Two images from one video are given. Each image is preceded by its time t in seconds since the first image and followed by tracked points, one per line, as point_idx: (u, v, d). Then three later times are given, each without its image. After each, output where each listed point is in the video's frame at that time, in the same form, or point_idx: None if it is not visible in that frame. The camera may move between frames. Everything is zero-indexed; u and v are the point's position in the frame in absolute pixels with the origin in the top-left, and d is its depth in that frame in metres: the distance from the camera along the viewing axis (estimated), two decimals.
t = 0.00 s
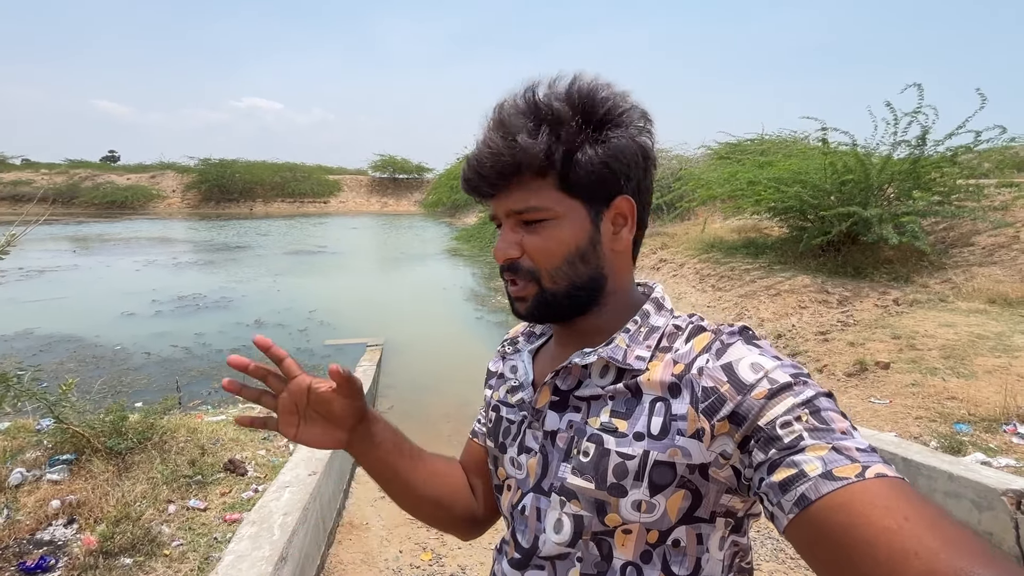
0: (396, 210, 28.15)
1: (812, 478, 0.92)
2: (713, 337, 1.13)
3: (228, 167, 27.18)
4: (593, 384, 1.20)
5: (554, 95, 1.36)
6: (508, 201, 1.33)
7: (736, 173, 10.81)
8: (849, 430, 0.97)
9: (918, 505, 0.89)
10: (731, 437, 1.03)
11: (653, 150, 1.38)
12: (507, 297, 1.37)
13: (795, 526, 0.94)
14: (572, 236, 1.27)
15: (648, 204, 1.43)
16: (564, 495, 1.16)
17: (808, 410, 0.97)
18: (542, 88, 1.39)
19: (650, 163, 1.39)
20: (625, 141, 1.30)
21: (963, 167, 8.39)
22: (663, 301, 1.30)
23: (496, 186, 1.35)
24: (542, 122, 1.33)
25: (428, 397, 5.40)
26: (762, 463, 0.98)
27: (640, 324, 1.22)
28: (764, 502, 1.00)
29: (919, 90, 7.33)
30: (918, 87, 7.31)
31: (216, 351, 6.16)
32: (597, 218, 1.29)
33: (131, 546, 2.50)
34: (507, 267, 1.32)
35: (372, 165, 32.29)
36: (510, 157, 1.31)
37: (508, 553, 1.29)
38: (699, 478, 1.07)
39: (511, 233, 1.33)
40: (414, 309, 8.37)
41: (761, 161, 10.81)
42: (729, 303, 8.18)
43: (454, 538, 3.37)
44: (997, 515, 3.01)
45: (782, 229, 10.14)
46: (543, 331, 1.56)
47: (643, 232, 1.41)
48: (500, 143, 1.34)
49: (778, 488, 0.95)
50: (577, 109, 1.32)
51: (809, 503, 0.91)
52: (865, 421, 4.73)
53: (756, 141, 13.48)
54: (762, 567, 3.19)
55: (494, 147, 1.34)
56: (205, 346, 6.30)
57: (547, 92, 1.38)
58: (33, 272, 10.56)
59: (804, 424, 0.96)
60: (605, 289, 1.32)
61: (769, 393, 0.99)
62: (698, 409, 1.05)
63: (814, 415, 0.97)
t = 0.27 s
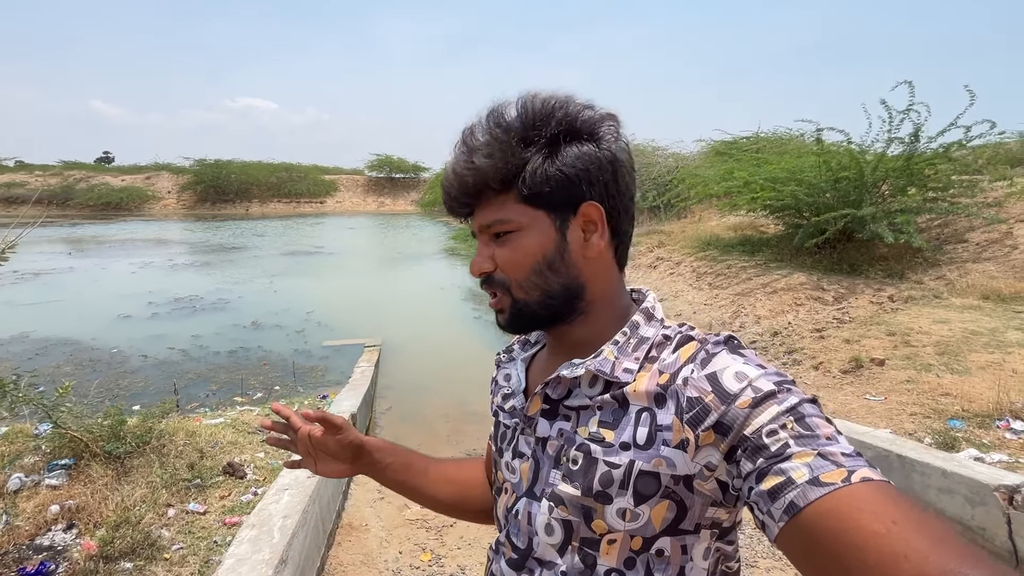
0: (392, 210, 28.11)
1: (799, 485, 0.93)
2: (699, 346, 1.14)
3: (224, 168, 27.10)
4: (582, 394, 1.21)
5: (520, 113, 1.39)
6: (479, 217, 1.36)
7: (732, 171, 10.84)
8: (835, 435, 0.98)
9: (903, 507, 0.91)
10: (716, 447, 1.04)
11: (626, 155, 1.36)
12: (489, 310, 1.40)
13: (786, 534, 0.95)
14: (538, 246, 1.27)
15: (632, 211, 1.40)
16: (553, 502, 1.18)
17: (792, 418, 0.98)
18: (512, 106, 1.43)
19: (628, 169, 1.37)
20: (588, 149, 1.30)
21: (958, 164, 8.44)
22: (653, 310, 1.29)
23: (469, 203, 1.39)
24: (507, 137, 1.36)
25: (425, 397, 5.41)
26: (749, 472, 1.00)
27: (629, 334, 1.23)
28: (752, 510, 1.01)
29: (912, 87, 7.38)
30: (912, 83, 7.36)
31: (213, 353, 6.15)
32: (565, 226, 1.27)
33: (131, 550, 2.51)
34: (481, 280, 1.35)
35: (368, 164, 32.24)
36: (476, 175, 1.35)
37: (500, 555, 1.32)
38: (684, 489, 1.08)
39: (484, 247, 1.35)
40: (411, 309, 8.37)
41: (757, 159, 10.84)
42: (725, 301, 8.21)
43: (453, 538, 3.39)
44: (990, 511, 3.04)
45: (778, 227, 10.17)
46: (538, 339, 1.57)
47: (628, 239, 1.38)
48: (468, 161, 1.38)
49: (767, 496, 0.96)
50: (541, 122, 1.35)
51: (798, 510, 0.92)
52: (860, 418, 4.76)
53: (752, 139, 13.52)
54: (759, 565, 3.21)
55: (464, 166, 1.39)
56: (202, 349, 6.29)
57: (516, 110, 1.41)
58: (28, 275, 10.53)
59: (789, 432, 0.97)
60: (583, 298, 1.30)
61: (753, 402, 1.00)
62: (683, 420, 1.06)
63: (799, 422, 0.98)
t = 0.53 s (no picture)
0: (388, 210, 28.07)
1: (810, 493, 0.90)
2: (706, 349, 1.12)
3: (218, 169, 26.99)
4: (585, 395, 1.20)
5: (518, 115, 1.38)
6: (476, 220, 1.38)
7: (728, 169, 10.86)
8: (846, 441, 0.95)
9: (919, 516, 0.87)
10: (721, 454, 1.01)
11: (623, 156, 1.29)
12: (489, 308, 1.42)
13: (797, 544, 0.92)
14: (521, 252, 1.26)
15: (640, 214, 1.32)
16: (557, 499, 1.19)
17: (801, 424, 0.95)
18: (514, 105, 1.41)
19: (628, 171, 1.29)
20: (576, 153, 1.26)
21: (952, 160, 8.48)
22: (662, 313, 1.26)
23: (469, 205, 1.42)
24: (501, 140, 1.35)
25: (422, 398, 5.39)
26: (758, 479, 0.97)
27: (634, 337, 1.21)
28: (762, 518, 0.98)
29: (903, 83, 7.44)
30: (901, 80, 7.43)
31: (210, 355, 6.12)
32: (549, 233, 1.25)
33: (132, 554, 2.49)
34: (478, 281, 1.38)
35: (363, 165, 32.18)
36: (472, 178, 1.37)
37: (509, 549, 1.34)
38: (686, 495, 1.05)
39: (479, 250, 1.37)
40: (408, 309, 8.35)
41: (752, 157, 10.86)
42: (722, 299, 8.23)
43: (454, 539, 3.38)
44: (989, 506, 3.05)
45: (774, 224, 10.20)
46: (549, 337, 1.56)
47: (633, 244, 1.31)
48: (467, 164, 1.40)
49: (777, 504, 0.93)
50: (533, 125, 1.32)
51: (809, 518, 0.90)
52: (859, 414, 4.77)
53: (747, 137, 13.55)
54: (761, 562, 3.21)
55: (464, 167, 1.41)
56: (199, 351, 6.26)
57: (515, 110, 1.39)
58: (23, 278, 10.46)
59: (798, 438, 0.94)
60: (574, 303, 1.28)
61: (760, 407, 0.98)
62: (687, 424, 1.04)
63: (808, 427, 0.95)
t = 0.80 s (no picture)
0: (384, 211, 28.03)
1: (806, 503, 0.89)
2: (708, 356, 1.11)
3: (213, 171, 26.91)
4: (587, 398, 1.21)
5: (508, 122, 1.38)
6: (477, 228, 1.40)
7: (723, 168, 10.89)
8: (844, 453, 0.94)
9: (914, 531, 0.86)
10: (719, 461, 1.00)
11: (613, 158, 1.28)
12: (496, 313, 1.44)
13: (792, 553, 0.91)
14: (517, 257, 1.27)
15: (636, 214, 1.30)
16: (557, 497, 1.20)
17: (800, 435, 0.95)
18: (505, 113, 1.41)
19: (619, 172, 1.27)
20: (564, 158, 1.25)
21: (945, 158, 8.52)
22: (666, 318, 1.25)
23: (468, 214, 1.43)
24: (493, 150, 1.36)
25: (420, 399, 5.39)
26: (756, 489, 0.96)
27: (638, 341, 1.21)
28: (759, 526, 0.97)
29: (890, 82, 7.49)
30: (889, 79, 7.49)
31: (207, 357, 6.11)
32: (542, 238, 1.25)
33: (133, 557, 2.48)
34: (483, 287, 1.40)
35: (359, 165, 32.11)
36: (468, 188, 1.39)
37: (512, 541, 1.36)
38: (683, 500, 1.05)
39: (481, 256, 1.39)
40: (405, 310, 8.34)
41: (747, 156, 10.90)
42: (719, 297, 8.26)
43: (454, 539, 3.39)
44: (984, 501, 3.08)
45: (770, 223, 10.24)
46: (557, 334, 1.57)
47: (633, 244, 1.29)
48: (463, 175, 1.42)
49: (773, 513, 0.92)
50: (522, 132, 1.32)
51: (804, 529, 0.88)
52: (855, 411, 4.80)
53: (742, 137, 13.60)
54: (760, 560, 3.22)
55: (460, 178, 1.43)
56: (197, 353, 6.24)
57: (505, 118, 1.40)
58: (17, 281, 10.41)
59: (796, 450, 0.93)
60: (574, 306, 1.28)
61: (759, 418, 0.97)
62: (686, 431, 1.03)
63: (807, 439, 0.94)
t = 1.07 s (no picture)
0: (380, 212, 27.99)
1: (793, 486, 0.89)
2: (701, 344, 1.11)
3: (209, 173, 26.83)
4: (581, 384, 1.21)
5: (500, 115, 1.39)
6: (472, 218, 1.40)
7: (719, 167, 10.92)
8: (833, 439, 0.94)
9: (899, 515, 0.86)
10: (708, 446, 1.00)
11: (604, 147, 1.28)
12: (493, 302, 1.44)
13: (778, 536, 0.91)
14: (511, 247, 1.27)
15: (628, 204, 1.30)
16: (551, 481, 1.21)
17: (789, 421, 0.94)
18: (498, 105, 1.41)
19: (609, 162, 1.27)
20: (555, 148, 1.25)
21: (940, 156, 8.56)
22: (662, 306, 1.24)
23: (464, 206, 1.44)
24: (486, 142, 1.36)
25: (416, 399, 5.38)
26: (744, 473, 0.96)
27: (632, 330, 1.21)
28: (747, 510, 0.97)
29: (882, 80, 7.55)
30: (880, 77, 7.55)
31: (204, 359, 6.09)
32: (534, 227, 1.25)
33: (132, 558, 2.47)
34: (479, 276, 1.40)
35: (355, 167, 32.08)
36: (463, 179, 1.39)
37: (507, 526, 1.37)
38: (673, 483, 1.05)
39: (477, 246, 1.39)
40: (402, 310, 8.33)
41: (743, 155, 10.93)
42: (716, 296, 8.27)
43: (453, 538, 3.38)
44: (980, 494, 3.09)
45: (766, 221, 10.26)
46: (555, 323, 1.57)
47: (625, 232, 1.29)
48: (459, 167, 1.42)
49: (760, 496, 0.92)
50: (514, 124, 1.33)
51: (790, 511, 0.88)
52: (852, 408, 4.81)
53: (738, 136, 13.63)
54: (759, 556, 3.23)
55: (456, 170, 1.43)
56: (193, 355, 6.22)
57: (498, 110, 1.40)
58: (12, 284, 10.35)
59: (785, 434, 0.93)
60: (569, 294, 1.28)
61: (750, 404, 0.97)
62: (677, 416, 1.03)
63: (796, 425, 0.94)
